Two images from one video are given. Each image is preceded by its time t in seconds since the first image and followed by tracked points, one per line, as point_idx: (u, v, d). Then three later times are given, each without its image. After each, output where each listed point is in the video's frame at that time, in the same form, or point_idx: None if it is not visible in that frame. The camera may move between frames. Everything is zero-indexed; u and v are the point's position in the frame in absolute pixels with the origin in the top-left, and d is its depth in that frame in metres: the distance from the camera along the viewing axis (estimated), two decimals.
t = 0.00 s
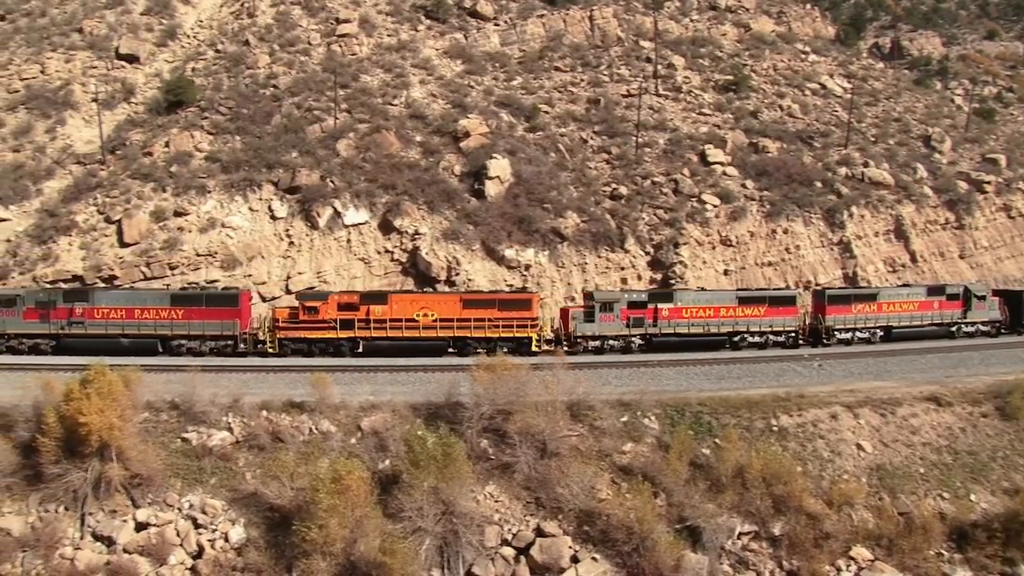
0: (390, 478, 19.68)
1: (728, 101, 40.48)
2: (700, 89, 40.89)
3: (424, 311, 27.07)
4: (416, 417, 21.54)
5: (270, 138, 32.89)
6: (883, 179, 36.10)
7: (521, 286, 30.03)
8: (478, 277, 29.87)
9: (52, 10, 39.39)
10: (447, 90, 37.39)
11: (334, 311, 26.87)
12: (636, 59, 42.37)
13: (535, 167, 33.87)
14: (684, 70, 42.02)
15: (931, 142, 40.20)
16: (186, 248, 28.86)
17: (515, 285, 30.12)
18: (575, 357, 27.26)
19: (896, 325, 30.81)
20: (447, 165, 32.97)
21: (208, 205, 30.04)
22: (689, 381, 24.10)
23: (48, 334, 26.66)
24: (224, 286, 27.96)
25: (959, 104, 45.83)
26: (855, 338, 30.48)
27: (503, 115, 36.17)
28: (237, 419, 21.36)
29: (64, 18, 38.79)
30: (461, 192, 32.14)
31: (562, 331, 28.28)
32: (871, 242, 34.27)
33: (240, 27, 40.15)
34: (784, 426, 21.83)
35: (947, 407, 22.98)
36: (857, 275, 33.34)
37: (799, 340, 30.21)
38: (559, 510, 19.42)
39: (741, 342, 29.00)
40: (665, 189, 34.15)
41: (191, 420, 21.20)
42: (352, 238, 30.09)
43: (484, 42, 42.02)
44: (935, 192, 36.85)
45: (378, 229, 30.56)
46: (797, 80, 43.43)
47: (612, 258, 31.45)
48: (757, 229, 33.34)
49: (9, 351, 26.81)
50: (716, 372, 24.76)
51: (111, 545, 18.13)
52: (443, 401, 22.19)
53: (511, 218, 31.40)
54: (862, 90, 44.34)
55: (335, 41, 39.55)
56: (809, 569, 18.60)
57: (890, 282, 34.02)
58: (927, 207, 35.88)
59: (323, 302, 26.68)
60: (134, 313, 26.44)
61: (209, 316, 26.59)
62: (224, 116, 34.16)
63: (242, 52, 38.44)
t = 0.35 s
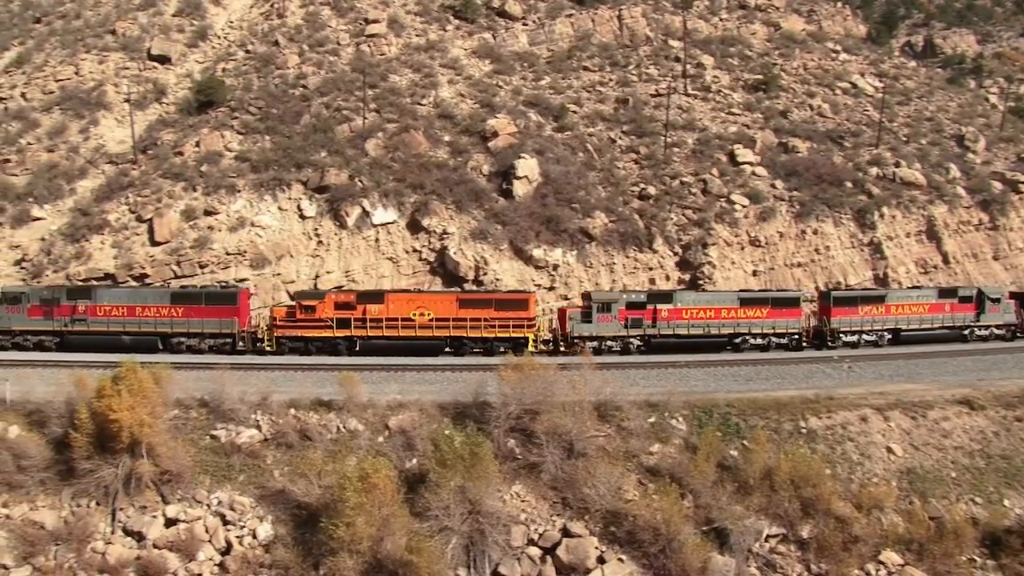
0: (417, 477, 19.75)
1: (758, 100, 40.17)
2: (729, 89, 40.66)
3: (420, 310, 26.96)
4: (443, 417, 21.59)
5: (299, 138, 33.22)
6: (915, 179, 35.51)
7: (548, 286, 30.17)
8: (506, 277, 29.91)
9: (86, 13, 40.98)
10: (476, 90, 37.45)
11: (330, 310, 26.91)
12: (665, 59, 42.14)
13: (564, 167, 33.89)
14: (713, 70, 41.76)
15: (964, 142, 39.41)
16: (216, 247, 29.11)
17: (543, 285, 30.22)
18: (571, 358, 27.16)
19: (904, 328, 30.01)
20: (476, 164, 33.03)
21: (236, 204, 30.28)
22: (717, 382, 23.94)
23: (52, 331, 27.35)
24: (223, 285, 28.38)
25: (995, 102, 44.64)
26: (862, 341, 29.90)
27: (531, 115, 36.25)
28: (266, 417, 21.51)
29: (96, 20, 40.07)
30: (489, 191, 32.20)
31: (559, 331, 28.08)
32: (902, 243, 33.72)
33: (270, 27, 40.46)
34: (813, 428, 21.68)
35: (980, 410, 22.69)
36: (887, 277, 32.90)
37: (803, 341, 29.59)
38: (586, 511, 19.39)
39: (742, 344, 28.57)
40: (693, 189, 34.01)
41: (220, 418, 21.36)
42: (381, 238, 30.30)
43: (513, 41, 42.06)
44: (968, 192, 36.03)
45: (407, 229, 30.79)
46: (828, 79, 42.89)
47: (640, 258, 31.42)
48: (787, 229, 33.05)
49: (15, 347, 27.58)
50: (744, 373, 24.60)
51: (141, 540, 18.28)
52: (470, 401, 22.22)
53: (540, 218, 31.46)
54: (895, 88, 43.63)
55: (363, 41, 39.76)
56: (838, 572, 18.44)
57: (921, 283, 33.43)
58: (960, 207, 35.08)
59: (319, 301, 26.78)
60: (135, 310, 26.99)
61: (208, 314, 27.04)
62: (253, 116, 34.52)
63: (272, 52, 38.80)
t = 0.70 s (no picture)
0: (448, 476, 19.78)
1: (792, 100, 39.85)
2: (763, 88, 40.32)
3: (418, 309, 27.01)
4: (475, 416, 21.64)
5: (333, 138, 33.58)
6: (953, 180, 34.80)
7: (580, 286, 30.05)
8: (538, 277, 29.92)
9: (124, 14, 41.71)
10: (508, 90, 37.55)
11: (329, 308, 27.15)
12: (698, 58, 41.85)
13: (596, 167, 33.90)
14: (747, 69, 41.42)
15: (1005, 142, 38.56)
16: (251, 246, 29.63)
17: (575, 285, 30.13)
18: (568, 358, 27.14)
19: (914, 331, 29.35)
20: (508, 164, 33.10)
21: (271, 203, 30.79)
22: (749, 383, 23.77)
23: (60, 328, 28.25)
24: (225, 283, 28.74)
25: None
26: (869, 344, 29.40)
27: (564, 115, 36.32)
28: (299, 415, 21.66)
29: (135, 22, 40.92)
30: (521, 191, 32.26)
31: (557, 331, 27.98)
32: (939, 244, 33.05)
33: (305, 27, 40.82)
34: (847, 431, 21.48)
35: (1019, 415, 22.22)
36: (924, 279, 32.28)
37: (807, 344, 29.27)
38: (617, 512, 19.30)
39: (744, 346, 28.23)
40: (726, 189, 33.85)
41: (254, 415, 21.57)
42: (413, 237, 30.43)
43: (546, 41, 42.15)
44: (1009, 193, 35.16)
45: (439, 229, 30.89)
46: (864, 77, 42.29)
47: (673, 258, 31.30)
48: (821, 230, 32.75)
49: (25, 343, 28.60)
50: (776, 375, 24.42)
51: (175, 535, 18.49)
52: (502, 400, 22.25)
53: (572, 218, 31.46)
54: (932, 87, 42.83)
55: (397, 41, 39.97)
56: None
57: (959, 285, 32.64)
58: (999, 208, 34.17)
59: (317, 300, 26.99)
60: (139, 308, 27.64)
61: (209, 311, 27.46)
62: (288, 116, 34.90)
63: (306, 52, 39.15)
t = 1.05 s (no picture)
0: (476, 476, 19.81)
1: (824, 99, 39.49)
2: (794, 88, 40.02)
3: (417, 309, 27.12)
4: (503, 416, 21.67)
5: (363, 137, 33.78)
6: (989, 180, 34.18)
7: (610, 285, 30.04)
8: (567, 277, 29.93)
9: (157, 15, 42.14)
10: (538, 89, 37.57)
11: (328, 306, 27.33)
12: (729, 57, 41.57)
13: (626, 167, 33.86)
14: (778, 69, 41.08)
15: None
16: (281, 245, 30.02)
17: (604, 284, 30.12)
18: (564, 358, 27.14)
19: (921, 334, 28.84)
20: (538, 164, 33.17)
21: (302, 203, 31.20)
22: (779, 385, 23.60)
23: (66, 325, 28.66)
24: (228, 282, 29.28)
25: None
26: (875, 347, 28.99)
27: (594, 115, 36.33)
28: (328, 413, 21.81)
29: (168, 23, 41.30)
30: (551, 191, 32.33)
31: (556, 331, 27.96)
32: (974, 245, 32.34)
33: (336, 27, 41.08)
34: (878, 434, 21.27)
35: None
36: (958, 280, 31.59)
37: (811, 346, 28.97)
38: (645, 513, 19.22)
39: (746, 347, 27.85)
40: (757, 189, 33.68)
41: (284, 413, 21.75)
42: (443, 237, 30.54)
43: (576, 40, 42.17)
44: None
45: (469, 228, 30.97)
46: (897, 76, 41.73)
47: (703, 258, 31.19)
48: (853, 231, 32.47)
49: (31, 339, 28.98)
50: (806, 377, 24.21)
51: (205, 531, 18.66)
52: (530, 400, 22.25)
53: (602, 218, 31.42)
54: (969, 86, 41.91)
55: (427, 41, 40.13)
56: None
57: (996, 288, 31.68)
58: None
59: (317, 298, 27.19)
60: (144, 305, 28.11)
61: (212, 310, 27.95)
62: (318, 116, 35.15)
63: (336, 52, 39.40)
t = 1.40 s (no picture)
0: (508, 476, 19.83)
1: (862, 98, 38.97)
2: (831, 87, 39.59)
3: (417, 308, 27.30)
4: (536, 416, 21.71)
5: (397, 137, 33.99)
6: None
7: (644, 286, 30.01)
8: (601, 277, 29.89)
9: (195, 17, 42.66)
10: (572, 89, 37.56)
11: (330, 305, 27.53)
12: (765, 56, 41.20)
13: (660, 167, 33.78)
14: (814, 68, 40.61)
15: None
16: (316, 244, 30.40)
17: (638, 285, 30.10)
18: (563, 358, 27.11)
19: (930, 337, 28.36)
20: (572, 164, 33.19)
21: (337, 201, 31.50)
22: (814, 387, 23.38)
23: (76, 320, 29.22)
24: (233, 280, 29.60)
25: None
26: (882, 350, 28.58)
27: (628, 115, 36.27)
28: (361, 411, 22.01)
29: (206, 25, 41.81)
30: (584, 190, 32.34)
31: (557, 331, 27.94)
32: (1016, 247, 31.66)
33: (370, 28, 41.30)
34: (915, 438, 21.01)
35: None
36: (999, 282, 30.98)
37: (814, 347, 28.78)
38: (677, 514, 19.14)
39: (747, 348, 27.63)
40: (792, 189, 33.46)
41: (318, 412, 21.96)
42: (476, 236, 30.63)
43: (610, 40, 42.08)
44: None
45: (502, 228, 31.06)
46: (937, 75, 41.05)
47: (738, 259, 30.99)
48: (891, 232, 32.06)
49: (45, 335, 29.68)
50: (841, 379, 23.96)
51: (239, 527, 18.82)
52: (563, 400, 22.28)
53: (636, 218, 31.33)
54: (1010, 85, 40.59)
55: (461, 41, 40.23)
56: None
57: None
58: None
59: (318, 296, 27.39)
60: (151, 302, 28.51)
61: (217, 307, 28.21)
62: (353, 116, 35.37)
63: (371, 52, 39.63)
